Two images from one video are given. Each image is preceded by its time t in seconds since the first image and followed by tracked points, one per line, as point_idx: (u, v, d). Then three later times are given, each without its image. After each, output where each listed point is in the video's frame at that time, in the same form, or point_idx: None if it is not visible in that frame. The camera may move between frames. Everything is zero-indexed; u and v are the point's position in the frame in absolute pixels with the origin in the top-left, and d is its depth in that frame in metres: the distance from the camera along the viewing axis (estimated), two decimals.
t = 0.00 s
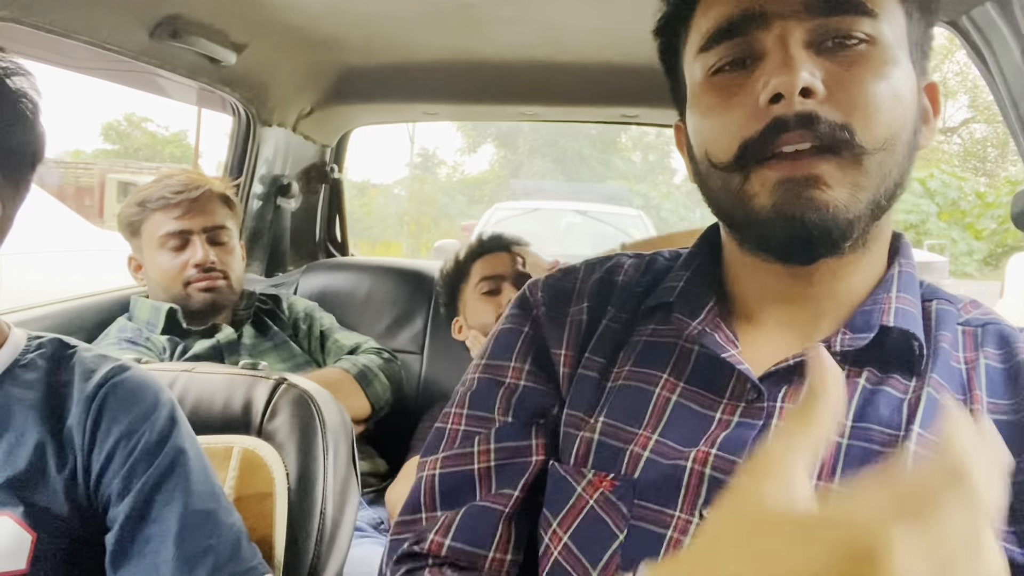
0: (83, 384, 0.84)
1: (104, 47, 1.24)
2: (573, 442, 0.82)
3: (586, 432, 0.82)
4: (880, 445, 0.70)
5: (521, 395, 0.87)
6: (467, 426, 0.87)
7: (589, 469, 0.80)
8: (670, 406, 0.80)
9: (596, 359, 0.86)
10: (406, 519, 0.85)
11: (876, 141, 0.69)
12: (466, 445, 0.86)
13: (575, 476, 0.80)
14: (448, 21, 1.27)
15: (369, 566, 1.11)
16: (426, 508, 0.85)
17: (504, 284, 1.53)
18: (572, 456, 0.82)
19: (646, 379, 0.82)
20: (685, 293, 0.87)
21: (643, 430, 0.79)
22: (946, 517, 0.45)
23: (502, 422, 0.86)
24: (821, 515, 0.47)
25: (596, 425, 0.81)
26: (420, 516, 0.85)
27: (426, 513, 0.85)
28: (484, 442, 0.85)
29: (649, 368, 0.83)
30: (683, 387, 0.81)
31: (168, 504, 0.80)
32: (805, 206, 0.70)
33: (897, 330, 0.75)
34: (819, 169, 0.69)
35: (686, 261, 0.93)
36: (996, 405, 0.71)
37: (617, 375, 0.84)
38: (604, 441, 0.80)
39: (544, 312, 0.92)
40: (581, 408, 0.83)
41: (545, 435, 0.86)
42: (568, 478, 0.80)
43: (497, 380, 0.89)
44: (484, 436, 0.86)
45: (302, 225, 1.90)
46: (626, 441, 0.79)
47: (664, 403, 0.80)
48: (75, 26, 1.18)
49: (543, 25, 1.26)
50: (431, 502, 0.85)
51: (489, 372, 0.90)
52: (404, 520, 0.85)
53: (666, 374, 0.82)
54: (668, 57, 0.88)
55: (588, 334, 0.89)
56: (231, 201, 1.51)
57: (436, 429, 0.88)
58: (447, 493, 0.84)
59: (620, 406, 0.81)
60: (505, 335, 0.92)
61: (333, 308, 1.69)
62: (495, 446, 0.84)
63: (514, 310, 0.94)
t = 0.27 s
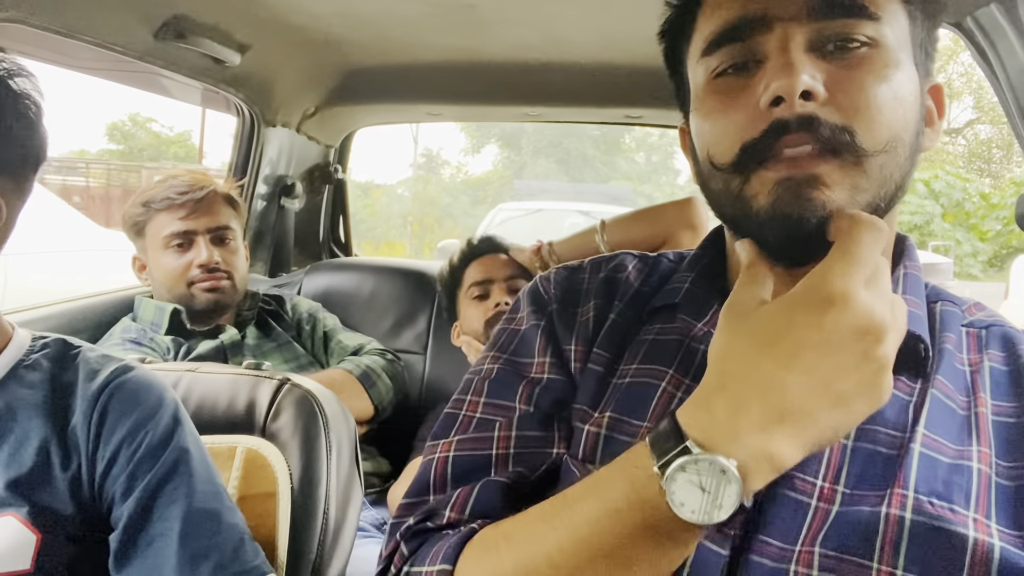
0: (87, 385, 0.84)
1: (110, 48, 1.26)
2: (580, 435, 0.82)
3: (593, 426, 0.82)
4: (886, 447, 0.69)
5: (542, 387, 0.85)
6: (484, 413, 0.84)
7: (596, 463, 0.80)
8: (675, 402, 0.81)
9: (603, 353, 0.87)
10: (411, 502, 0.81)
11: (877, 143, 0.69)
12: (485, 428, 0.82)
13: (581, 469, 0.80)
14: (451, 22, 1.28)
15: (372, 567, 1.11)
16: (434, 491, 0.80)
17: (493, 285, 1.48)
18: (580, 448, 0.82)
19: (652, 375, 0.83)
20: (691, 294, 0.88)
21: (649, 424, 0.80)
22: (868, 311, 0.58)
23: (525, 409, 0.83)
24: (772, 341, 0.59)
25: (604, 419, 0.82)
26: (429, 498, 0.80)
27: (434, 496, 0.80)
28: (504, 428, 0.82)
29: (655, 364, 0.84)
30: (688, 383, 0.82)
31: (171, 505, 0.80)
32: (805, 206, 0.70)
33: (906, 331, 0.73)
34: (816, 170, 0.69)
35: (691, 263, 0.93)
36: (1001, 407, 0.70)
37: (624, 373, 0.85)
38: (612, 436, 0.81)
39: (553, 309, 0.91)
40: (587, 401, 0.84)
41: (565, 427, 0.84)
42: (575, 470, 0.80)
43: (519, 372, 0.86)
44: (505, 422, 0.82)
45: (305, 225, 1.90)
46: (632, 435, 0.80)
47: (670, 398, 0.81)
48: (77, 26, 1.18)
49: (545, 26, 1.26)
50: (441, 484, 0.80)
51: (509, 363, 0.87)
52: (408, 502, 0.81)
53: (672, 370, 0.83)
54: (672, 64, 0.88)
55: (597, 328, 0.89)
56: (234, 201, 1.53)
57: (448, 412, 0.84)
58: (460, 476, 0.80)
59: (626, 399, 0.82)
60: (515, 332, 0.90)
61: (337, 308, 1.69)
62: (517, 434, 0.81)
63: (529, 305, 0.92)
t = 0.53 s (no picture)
0: (90, 385, 0.84)
1: (111, 48, 1.25)
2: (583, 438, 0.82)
3: (596, 430, 0.82)
4: (888, 449, 0.69)
5: (545, 390, 0.85)
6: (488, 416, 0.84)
7: (597, 466, 0.80)
8: (677, 403, 0.81)
9: (604, 355, 0.87)
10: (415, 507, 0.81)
11: (881, 144, 0.69)
12: (489, 433, 0.82)
13: (583, 472, 0.80)
14: (455, 22, 1.27)
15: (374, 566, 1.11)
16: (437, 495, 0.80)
17: (471, 292, 1.49)
18: (583, 450, 0.82)
19: (653, 377, 0.83)
20: (692, 296, 0.88)
21: (651, 427, 0.80)
22: (872, 314, 0.57)
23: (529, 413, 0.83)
24: (773, 339, 0.59)
25: (606, 422, 0.82)
26: (433, 503, 0.80)
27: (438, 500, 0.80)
28: (508, 432, 0.82)
29: (656, 366, 0.84)
30: (689, 385, 0.82)
31: (174, 504, 0.80)
32: (806, 207, 0.69)
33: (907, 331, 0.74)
34: (822, 169, 0.69)
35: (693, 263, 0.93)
36: (1003, 408, 0.70)
37: (625, 374, 0.85)
38: (614, 438, 0.81)
39: (555, 310, 0.91)
40: (588, 405, 0.84)
41: (568, 430, 0.84)
42: (576, 474, 0.80)
43: (524, 373, 0.87)
44: (507, 426, 0.82)
45: (308, 225, 1.90)
46: (637, 438, 0.80)
47: (672, 399, 0.81)
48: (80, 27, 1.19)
49: (548, 26, 1.26)
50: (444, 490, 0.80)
51: (511, 367, 0.87)
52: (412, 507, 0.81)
53: (674, 371, 0.83)
54: (678, 62, 0.88)
55: (600, 329, 0.89)
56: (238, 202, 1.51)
57: (452, 416, 0.84)
58: (464, 480, 0.80)
59: (629, 402, 0.82)
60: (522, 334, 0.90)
61: (339, 308, 1.69)
62: (522, 438, 0.81)
63: (532, 307, 0.92)
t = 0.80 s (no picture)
0: (95, 382, 0.84)
1: (114, 45, 1.28)
2: (588, 439, 0.83)
3: (602, 431, 0.83)
4: (894, 448, 0.71)
5: (549, 390, 0.85)
6: (493, 416, 0.84)
7: (603, 468, 0.81)
8: (684, 405, 0.82)
9: (608, 356, 0.87)
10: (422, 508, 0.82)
11: (892, 144, 0.71)
12: (493, 434, 0.82)
13: (588, 474, 0.81)
14: (458, 18, 1.31)
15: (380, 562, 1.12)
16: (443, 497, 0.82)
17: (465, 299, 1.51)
18: (588, 452, 0.82)
19: (659, 378, 0.84)
20: (697, 295, 0.89)
21: (658, 429, 0.81)
22: (879, 329, 0.60)
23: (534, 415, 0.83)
24: (782, 348, 0.62)
25: (612, 423, 0.83)
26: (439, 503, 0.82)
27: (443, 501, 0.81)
28: (512, 433, 0.82)
29: (660, 367, 0.84)
30: (696, 387, 0.82)
31: (180, 501, 0.80)
32: (816, 205, 0.72)
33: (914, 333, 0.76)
34: (832, 169, 0.71)
35: (699, 262, 0.94)
36: (1010, 408, 0.71)
37: (629, 375, 0.85)
38: (619, 439, 0.82)
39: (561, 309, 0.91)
40: (592, 404, 0.85)
41: (574, 429, 0.84)
42: (581, 475, 0.81)
43: (527, 373, 0.86)
44: (513, 427, 0.83)
45: (312, 224, 1.89)
46: (642, 440, 0.81)
47: (678, 401, 0.82)
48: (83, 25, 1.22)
49: (548, 21, 1.28)
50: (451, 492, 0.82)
51: (514, 367, 0.87)
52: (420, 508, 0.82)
53: (680, 373, 0.83)
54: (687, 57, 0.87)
55: (605, 329, 0.89)
56: (243, 200, 1.54)
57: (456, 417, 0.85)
58: (470, 482, 0.81)
59: (635, 403, 0.83)
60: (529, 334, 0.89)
61: (342, 306, 1.68)
62: (524, 439, 0.82)
63: (537, 307, 0.92)
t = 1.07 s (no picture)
0: (97, 380, 0.84)
1: (120, 44, 1.28)
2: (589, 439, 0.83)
3: (603, 429, 0.83)
4: (901, 447, 0.72)
5: (547, 390, 0.86)
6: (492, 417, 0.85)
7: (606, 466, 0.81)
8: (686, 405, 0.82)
9: (611, 356, 0.87)
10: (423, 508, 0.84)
11: (910, 143, 0.71)
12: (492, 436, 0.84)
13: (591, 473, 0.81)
14: (463, 17, 1.31)
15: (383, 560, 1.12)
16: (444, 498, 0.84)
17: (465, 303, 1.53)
18: (588, 450, 0.83)
19: (662, 378, 0.84)
20: (701, 291, 0.90)
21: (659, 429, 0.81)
22: (851, 312, 0.63)
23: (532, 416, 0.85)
24: (759, 336, 0.65)
25: (613, 421, 0.83)
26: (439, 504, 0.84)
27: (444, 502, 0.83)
28: (510, 435, 0.83)
29: (665, 366, 0.85)
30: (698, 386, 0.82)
31: (183, 498, 0.81)
32: (830, 201, 0.72)
33: (923, 334, 0.76)
34: (847, 166, 0.71)
35: (704, 260, 0.93)
36: (1019, 408, 0.72)
37: (631, 372, 0.86)
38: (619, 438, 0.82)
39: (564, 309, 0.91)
40: (594, 404, 0.86)
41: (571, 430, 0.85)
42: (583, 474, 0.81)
43: (524, 373, 0.87)
44: (511, 429, 0.84)
45: (317, 220, 1.92)
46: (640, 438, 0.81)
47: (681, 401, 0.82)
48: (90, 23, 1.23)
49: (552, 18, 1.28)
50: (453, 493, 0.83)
51: (513, 366, 0.88)
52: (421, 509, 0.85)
53: (683, 373, 0.84)
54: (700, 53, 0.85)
55: (605, 331, 0.89)
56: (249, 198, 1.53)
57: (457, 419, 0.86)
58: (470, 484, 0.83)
59: (635, 401, 0.83)
60: (530, 331, 0.90)
61: (346, 302, 1.70)
62: (522, 440, 0.83)
63: (538, 304, 0.92)
